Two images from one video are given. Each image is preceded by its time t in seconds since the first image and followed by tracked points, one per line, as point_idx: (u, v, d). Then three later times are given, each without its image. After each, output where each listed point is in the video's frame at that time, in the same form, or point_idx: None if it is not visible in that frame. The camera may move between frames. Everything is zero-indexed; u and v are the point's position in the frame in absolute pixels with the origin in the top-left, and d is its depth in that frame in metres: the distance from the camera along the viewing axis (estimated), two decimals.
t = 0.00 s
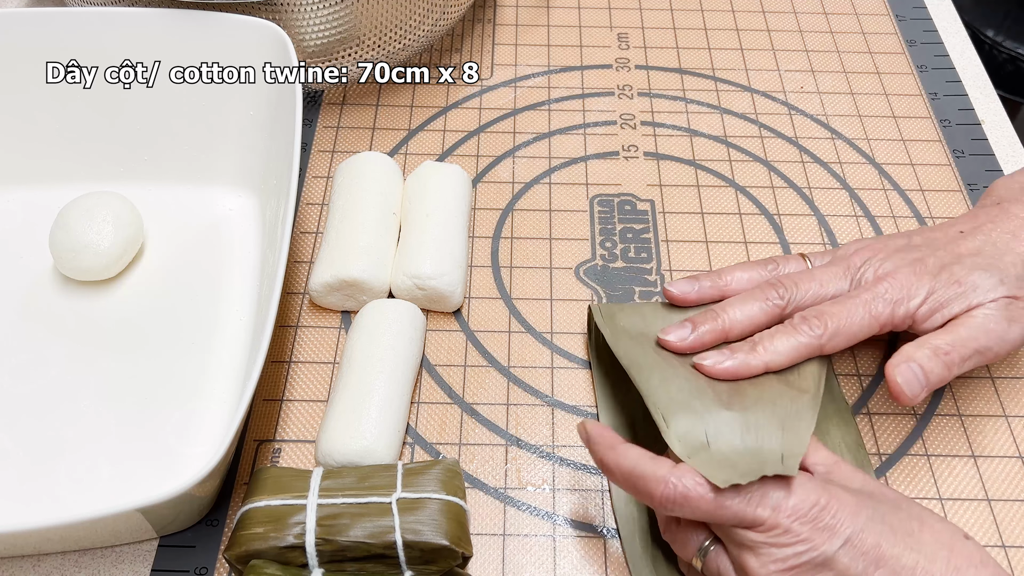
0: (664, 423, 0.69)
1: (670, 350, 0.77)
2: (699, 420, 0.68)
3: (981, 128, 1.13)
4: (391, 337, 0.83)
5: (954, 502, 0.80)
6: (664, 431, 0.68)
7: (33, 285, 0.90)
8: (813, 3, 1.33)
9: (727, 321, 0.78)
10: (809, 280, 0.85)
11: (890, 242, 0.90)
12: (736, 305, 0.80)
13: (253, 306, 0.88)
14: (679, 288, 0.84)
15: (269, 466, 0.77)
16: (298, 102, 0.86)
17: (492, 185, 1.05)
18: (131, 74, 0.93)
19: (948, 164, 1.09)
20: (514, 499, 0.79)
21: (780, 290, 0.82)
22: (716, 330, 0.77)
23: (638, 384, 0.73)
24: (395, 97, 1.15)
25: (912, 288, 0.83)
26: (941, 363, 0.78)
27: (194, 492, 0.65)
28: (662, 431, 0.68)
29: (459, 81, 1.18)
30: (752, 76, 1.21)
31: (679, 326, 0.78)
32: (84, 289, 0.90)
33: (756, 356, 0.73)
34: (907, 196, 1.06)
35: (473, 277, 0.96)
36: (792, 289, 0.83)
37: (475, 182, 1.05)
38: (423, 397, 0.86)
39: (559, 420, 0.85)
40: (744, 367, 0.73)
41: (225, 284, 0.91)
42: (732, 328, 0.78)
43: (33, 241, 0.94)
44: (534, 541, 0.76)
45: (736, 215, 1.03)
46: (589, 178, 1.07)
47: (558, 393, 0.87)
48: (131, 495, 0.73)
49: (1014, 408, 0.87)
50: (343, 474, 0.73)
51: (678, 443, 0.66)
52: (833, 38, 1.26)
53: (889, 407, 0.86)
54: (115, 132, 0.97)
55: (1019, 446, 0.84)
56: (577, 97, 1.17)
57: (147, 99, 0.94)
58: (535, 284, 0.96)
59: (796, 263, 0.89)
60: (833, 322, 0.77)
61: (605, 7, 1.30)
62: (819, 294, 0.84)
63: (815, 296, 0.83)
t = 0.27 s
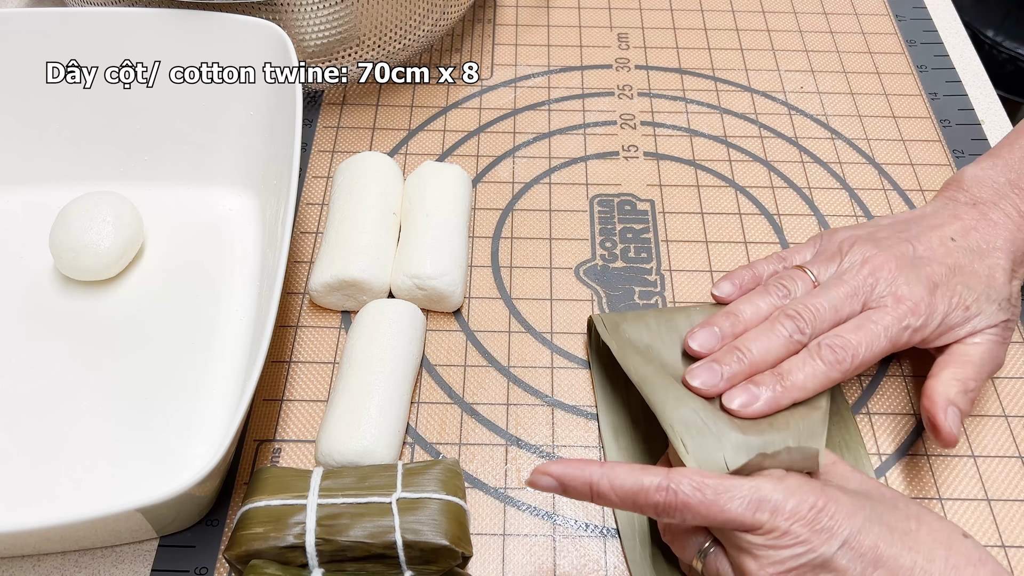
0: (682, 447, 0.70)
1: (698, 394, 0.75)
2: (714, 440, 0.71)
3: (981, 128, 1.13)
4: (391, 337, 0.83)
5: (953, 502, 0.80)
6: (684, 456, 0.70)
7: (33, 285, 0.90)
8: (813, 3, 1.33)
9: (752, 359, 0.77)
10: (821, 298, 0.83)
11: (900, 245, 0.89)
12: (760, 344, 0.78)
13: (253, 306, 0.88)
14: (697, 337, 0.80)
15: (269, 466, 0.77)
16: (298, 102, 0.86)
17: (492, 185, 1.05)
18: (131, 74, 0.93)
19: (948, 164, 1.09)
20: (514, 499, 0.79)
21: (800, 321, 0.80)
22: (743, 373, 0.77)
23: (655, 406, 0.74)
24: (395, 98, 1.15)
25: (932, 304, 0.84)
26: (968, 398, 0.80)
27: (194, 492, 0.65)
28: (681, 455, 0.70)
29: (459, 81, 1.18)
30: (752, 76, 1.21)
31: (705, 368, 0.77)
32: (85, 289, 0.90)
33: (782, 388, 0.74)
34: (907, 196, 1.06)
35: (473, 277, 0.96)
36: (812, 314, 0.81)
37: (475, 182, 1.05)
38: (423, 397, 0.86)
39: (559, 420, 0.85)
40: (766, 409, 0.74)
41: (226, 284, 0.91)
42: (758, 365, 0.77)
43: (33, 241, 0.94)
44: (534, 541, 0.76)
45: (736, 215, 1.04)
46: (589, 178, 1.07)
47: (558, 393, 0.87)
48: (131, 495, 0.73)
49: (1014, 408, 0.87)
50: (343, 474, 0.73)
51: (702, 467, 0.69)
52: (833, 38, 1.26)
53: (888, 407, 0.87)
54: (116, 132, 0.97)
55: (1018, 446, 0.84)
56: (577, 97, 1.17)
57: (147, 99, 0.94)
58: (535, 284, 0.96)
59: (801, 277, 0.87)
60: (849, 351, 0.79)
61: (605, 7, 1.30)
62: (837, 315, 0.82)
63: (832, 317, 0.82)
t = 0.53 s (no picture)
0: (684, 454, 0.71)
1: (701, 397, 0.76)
2: (715, 445, 0.72)
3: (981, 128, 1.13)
4: (391, 337, 0.83)
5: (954, 502, 0.80)
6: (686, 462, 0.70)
7: (33, 285, 0.90)
8: (813, 3, 1.33)
9: (752, 361, 0.77)
10: (821, 299, 0.83)
11: (900, 244, 0.88)
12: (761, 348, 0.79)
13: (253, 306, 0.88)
14: (696, 343, 0.80)
15: (269, 466, 0.77)
16: (298, 102, 0.86)
17: (492, 185, 1.05)
18: (131, 74, 0.93)
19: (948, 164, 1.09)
20: (514, 499, 0.79)
21: (800, 324, 0.80)
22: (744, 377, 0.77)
23: (654, 408, 0.74)
24: (395, 98, 1.15)
25: (933, 304, 0.84)
26: (974, 396, 0.80)
27: (194, 492, 0.65)
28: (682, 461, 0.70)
29: (459, 81, 1.18)
30: (752, 76, 1.21)
31: (704, 371, 0.77)
32: (85, 289, 0.90)
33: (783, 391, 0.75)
34: (907, 196, 1.06)
35: (473, 277, 0.96)
36: (812, 318, 0.81)
37: (475, 182, 1.05)
38: (423, 397, 0.86)
39: (559, 420, 0.85)
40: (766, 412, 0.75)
41: (226, 283, 0.91)
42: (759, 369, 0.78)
43: (33, 240, 0.94)
44: (534, 541, 0.76)
45: (736, 215, 1.04)
46: (589, 178, 1.07)
47: (558, 393, 0.87)
48: (131, 495, 0.73)
49: (1014, 408, 0.87)
50: (343, 474, 0.73)
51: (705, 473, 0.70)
52: (833, 38, 1.26)
53: (888, 407, 0.87)
54: (116, 132, 0.97)
55: (1018, 446, 0.84)
56: (577, 97, 1.17)
57: (147, 99, 0.94)
58: (535, 284, 0.96)
59: (801, 278, 0.86)
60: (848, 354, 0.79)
61: (605, 7, 1.30)
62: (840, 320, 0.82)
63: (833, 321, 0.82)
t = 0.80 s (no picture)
0: (677, 476, 0.73)
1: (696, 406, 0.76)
2: (708, 462, 0.73)
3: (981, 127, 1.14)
4: (391, 337, 0.83)
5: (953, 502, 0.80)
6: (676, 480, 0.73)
7: (33, 285, 0.90)
8: (813, 3, 1.33)
9: (746, 356, 0.77)
10: (808, 279, 0.82)
11: (882, 213, 0.88)
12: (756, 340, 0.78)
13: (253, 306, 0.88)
14: (690, 354, 0.80)
15: (269, 466, 0.77)
16: (298, 102, 0.86)
17: (492, 185, 1.05)
18: (131, 74, 0.93)
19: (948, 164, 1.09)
20: (514, 499, 0.79)
21: (788, 303, 0.79)
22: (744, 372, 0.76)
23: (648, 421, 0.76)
24: (395, 98, 1.15)
25: (922, 263, 0.83)
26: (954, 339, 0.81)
27: (194, 492, 0.65)
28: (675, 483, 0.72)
29: (459, 81, 1.18)
30: (752, 76, 1.21)
31: (703, 378, 0.77)
32: (85, 289, 0.90)
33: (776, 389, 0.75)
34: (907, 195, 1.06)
35: (473, 277, 0.96)
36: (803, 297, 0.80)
37: (475, 182, 1.05)
38: (423, 396, 0.86)
39: (559, 420, 0.85)
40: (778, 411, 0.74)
41: (226, 284, 0.91)
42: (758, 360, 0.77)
43: (33, 240, 0.94)
44: (534, 541, 0.76)
45: (736, 215, 1.04)
46: (589, 178, 1.07)
47: (558, 393, 0.87)
48: (131, 496, 0.73)
49: (1014, 408, 0.87)
50: (343, 474, 0.73)
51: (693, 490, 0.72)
52: (833, 38, 1.26)
53: (888, 407, 0.86)
54: (116, 131, 0.97)
55: (1018, 446, 0.84)
56: (577, 97, 1.17)
57: (147, 98, 0.94)
58: (535, 284, 0.96)
59: (787, 258, 0.86)
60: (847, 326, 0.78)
61: (605, 7, 1.30)
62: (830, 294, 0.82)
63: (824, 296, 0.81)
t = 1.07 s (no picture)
0: (677, 479, 0.73)
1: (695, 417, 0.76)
2: (706, 463, 0.72)
3: (981, 128, 1.14)
4: (391, 337, 0.83)
5: (954, 502, 0.80)
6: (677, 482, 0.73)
7: (33, 285, 0.90)
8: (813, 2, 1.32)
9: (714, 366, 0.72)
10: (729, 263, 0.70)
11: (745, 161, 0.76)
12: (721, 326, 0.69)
13: (253, 306, 0.88)
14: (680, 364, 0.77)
15: (268, 466, 0.77)
16: (298, 102, 0.86)
17: (492, 185, 1.05)
18: (131, 74, 0.93)
19: (948, 164, 1.09)
20: (514, 499, 0.79)
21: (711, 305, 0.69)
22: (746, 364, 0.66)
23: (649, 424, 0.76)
24: (395, 98, 1.15)
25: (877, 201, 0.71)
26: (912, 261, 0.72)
27: (194, 492, 0.65)
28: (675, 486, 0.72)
29: (459, 81, 1.18)
30: (752, 76, 1.21)
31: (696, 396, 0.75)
32: (85, 289, 0.90)
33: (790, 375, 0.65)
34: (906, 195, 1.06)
35: (473, 277, 0.96)
36: (731, 246, 0.70)
37: (475, 182, 1.05)
38: (423, 397, 0.86)
39: (559, 420, 0.85)
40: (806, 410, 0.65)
41: (226, 284, 0.91)
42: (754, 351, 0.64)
43: (33, 240, 0.94)
44: (534, 541, 0.76)
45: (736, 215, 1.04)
46: (589, 178, 1.07)
47: (558, 393, 0.87)
48: (131, 496, 0.73)
49: (1014, 408, 0.87)
50: (343, 474, 0.73)
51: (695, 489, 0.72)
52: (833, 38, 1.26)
53: (889, 407, 0.86)
54: (115, 131, 0.97)
55: (1018, 446, 0.84)
56: (577, 97, 1.17)
57: (147, 98, 0.94)
58: (536, 284, 0.96)
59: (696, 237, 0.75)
60: (812, 239, 0.67)
61: (605, 7, 1.30)
62: (772, 227, 0.69)
63: (765, 231, 0.69)
